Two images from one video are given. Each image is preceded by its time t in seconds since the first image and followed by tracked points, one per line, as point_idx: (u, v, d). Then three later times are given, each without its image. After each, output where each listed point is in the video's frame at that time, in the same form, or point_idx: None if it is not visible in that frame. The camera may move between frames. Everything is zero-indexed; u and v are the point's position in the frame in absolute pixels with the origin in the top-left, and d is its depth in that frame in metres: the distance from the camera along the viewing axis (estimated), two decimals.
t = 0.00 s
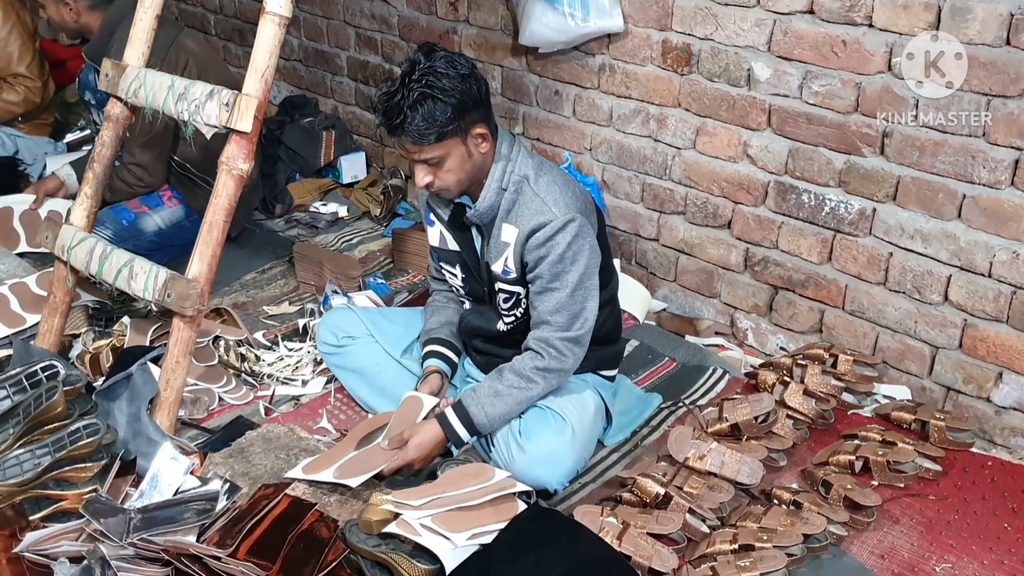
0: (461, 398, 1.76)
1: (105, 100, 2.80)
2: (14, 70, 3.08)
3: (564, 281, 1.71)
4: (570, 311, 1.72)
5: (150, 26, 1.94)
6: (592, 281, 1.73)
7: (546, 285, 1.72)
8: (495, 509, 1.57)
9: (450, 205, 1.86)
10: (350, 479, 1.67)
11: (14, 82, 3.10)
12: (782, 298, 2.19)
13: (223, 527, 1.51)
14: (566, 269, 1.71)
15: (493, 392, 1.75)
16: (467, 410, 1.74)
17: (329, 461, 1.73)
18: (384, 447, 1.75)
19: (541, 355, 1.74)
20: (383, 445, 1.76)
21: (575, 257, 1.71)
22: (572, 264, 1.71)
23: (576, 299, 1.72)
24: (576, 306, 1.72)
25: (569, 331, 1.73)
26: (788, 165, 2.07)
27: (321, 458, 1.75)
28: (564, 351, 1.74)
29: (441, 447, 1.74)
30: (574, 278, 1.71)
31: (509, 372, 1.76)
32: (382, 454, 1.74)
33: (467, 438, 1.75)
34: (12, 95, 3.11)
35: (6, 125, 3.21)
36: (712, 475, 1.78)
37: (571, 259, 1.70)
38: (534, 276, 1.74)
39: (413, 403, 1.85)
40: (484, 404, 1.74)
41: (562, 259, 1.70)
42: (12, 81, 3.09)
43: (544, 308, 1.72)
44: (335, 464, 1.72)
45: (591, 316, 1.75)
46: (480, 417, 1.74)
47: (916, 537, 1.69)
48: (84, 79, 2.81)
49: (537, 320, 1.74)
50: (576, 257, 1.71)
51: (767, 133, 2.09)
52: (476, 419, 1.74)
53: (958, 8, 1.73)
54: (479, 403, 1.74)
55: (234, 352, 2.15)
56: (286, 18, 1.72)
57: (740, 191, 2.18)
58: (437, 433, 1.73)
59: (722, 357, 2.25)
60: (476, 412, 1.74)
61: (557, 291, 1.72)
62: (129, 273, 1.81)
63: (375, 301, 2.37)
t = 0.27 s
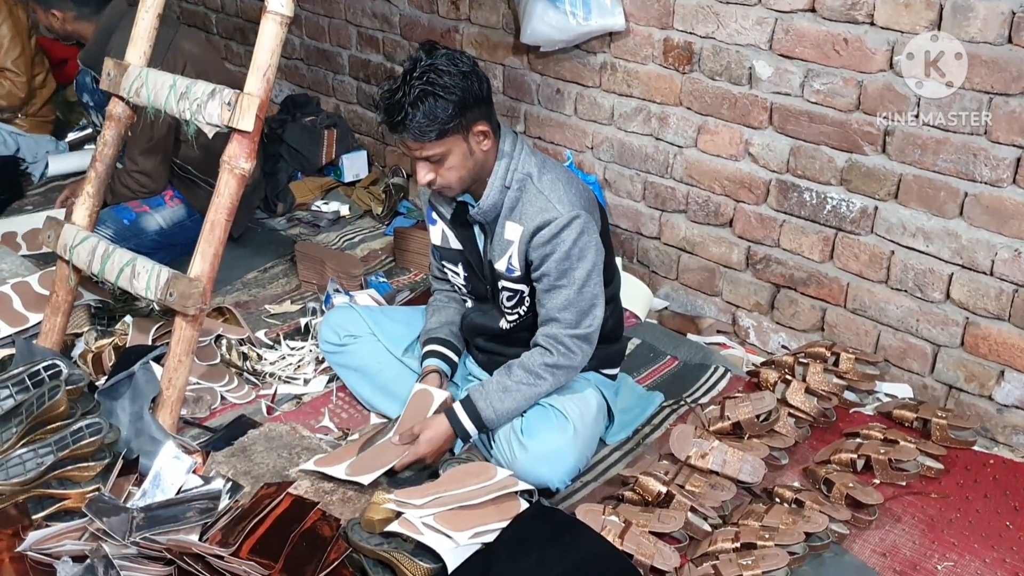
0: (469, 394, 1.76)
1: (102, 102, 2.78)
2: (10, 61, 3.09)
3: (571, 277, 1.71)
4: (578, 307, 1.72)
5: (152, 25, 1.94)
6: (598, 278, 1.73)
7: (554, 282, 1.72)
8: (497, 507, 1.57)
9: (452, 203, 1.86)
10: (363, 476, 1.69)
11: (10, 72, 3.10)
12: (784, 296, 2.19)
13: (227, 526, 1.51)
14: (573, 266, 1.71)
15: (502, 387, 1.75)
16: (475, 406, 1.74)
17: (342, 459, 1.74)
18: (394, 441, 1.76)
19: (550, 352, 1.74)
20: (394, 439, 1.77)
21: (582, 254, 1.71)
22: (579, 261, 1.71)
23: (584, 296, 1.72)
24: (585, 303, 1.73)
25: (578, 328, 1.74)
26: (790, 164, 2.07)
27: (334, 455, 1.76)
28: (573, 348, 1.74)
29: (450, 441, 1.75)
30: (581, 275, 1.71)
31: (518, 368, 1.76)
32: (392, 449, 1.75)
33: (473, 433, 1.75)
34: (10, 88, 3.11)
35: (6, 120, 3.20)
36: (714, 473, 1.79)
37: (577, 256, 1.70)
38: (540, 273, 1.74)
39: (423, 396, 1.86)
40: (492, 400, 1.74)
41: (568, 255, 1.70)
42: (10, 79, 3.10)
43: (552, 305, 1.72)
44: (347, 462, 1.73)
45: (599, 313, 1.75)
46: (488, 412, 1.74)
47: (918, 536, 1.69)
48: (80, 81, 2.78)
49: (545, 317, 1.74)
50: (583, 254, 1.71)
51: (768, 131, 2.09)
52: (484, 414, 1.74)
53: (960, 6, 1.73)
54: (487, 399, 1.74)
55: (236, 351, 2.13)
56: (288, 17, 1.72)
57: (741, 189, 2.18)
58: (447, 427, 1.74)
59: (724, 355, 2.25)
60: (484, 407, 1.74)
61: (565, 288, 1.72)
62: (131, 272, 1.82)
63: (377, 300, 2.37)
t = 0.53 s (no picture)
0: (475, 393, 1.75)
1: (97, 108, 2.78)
2: (15, 59, 3.12)
3: (575, 275, 1.71)
4: (582, 305, 1.72)
5: (152, 24, 1.94)
6: (601, 276, 1.73)
7: (557, 280, 1.72)
8: (498, 507, 1.57)
9: (453, 202, 1.86)
10: (362, 472, 1.70)
11: (19, 72, 3.14)
12: (785, 295, 2.19)
13: (228, 525, 1.51)
14: (576, 264, 1.70)
15: (508, 387, 1.75)
16: (481, 405, 1.74)
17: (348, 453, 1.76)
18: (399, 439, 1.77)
19: (555, 351, 1.74)
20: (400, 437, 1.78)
21: (584, 252, 1.71)
22: (582, 259, 1.71)
23: (587, 294, 1.72)
24: (589, 301, 1.72)
25: (582, 327, 1.73)
26: (791, 162, 2.06)
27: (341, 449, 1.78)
28: (578, 346, 1.73)
29: (456, 439, 1.75)
30: (585, 273, 1.71)
31: (523, 367, 1.76)
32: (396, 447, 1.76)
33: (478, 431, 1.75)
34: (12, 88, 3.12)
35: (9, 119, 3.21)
36: (715, 472, 1.79)
37: (580, 254, 1.70)
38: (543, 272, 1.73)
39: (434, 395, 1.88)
40: (498, 399, 1.75)
41: (571, 254, 1.69)
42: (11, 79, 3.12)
43: (556, 304, 1.72)
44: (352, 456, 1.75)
45: (603, 312, 1.75)
46: (494, 411, 1.74)
47: (919, 535, 1.68)
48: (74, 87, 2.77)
49: (549, 315, 1.74)
50: (585, 252, 1.71)
51: (770, 130, 2.08)
52: (490, 413, 1.74)
53: (962, 5, 1.72)
54: (493, 398, 1.74)
55: (237, 350, 2.13)
56: (289, 16, 1.72)
57: (743, 188, 2.17)
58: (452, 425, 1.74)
59: (726, 354, 2.24)
60: (490, 405, 1.74)
61: (568, 286, 1.71)
62: (132, 271, 1.81)
63: (378, 299, 2.37)
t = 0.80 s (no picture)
0: (482, 390, 1.75)
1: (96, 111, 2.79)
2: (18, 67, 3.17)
3: (582, 274, 1.72)
4: (590, 303, 1.73)
5: (153, 24, 1.94)
6: (607, 274, 1.74)
7: (564, 279, 1.72)
8: (498, 506, 1.57)
9: (455, 201, 1.86)
10: (365, 455, 1.72)
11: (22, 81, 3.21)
12: (786, 294, 2.19)
13: (228, 524, 1.51)
14: (582, 262, 1.71)
15: (516, 384, 1.75)
16: (489, 401, 1.74)
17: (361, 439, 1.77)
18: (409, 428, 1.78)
19: (564, 349, 1.75)
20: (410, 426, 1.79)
21: (590, 251, 1.71)
22: (588, 257, 1.71)
23: (594, 293, 1.73)
24: (596, 299, 1.73)
25: (590, 325, 1.74)
26: (792, 161, 2.06)
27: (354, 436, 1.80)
28: (586, 344, 1.74)
29: (461, 434, 1.75)
30: (591, 271, 1.71)
31: (531, 364, 1.76)
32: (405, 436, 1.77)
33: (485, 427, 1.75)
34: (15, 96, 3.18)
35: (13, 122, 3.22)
36: (716, 471, 1.79)
37: (586, 252, 1.71)
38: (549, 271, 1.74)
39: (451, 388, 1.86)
40: (506, 396, 1.75)
41: (577, 252, 1.70)
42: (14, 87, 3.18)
43: (564, 302, 1.73)
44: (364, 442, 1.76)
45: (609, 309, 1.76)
46: (502, 408, 1.74)
47: (920, 534, 1.68)
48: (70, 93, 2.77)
49: (556, 313, 1.75)
50: (591, 250, 1.71)
51: (771, 129, 2.08)
52: (498, 410, 1.74)
53: (963, 4, 1.72)
54: (501, 395, 1.74)
55: (238, 349, 2.14)
56: (289, 15, 1.72)
57: (744, 187, 2.17)
58: (460, 420, 1.73)
59: (727, 353, 2.24)
60: (498, 401, 1.74)
61: (575, 285, 1.72)
62: (134, 270, 1.82)
63: (379, 298, 2.37)
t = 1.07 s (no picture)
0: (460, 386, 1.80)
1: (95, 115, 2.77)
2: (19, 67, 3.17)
3: (563, 277, 1.73)
4: (570, 306, 1.74)
5: (154, 24, 1.94)
6: (595, 279, 1.75)
7: (545, 281, 1.74)
8: (498, 506, 1.58)
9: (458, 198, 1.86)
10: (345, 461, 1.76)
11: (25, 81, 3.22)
12: (787, 294, 2.19)
13: (229, 523, 1.52)
14: (568, 265, 1.72)
15: (492, 380, 1.79)
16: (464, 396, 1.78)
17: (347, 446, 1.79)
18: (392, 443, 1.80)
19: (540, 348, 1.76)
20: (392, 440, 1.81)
21: (579, 255, 1.72)
22: (574, 261, 1.72)
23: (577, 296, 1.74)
24: (579, 302, 1.74)
25: (569, 328, 1.75)
26: (793, 161, 2.07)
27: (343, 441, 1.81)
28: (563, 346, 1.75)
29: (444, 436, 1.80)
30: (576, 275, 1.72)
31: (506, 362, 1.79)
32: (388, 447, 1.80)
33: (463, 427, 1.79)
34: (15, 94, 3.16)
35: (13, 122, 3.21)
36: (717, 471, 1.79)
37: (573, 256, 1.72)
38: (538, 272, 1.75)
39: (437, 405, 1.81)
40: (479, 392, 1.78)
41: (569, 255, 1.71)
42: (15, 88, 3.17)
43: (545, 304, 1.74)
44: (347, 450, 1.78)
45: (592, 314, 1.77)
46: (476, 405, 1.78)
47: (920, 533, 1.68)
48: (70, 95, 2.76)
49: (535, 314, 1.77)
50: (582, 254, 1.72)
51: (772, 128, 2.08)
52: (471, 405, 1.78)
53: (963, 3, 1.72)
54: (476, 392, 1.78)
55: (239, 349, 2.14)
56: (290, 15, 1.72)
57: (744, 186, 2.18)
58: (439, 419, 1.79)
59: (728, 353, 2.25)
60: (471, 399, 1.78)
61: (559, 287, 1.73)
62: (135, 270, 1.82)
63: (380, 298, 2.37)
